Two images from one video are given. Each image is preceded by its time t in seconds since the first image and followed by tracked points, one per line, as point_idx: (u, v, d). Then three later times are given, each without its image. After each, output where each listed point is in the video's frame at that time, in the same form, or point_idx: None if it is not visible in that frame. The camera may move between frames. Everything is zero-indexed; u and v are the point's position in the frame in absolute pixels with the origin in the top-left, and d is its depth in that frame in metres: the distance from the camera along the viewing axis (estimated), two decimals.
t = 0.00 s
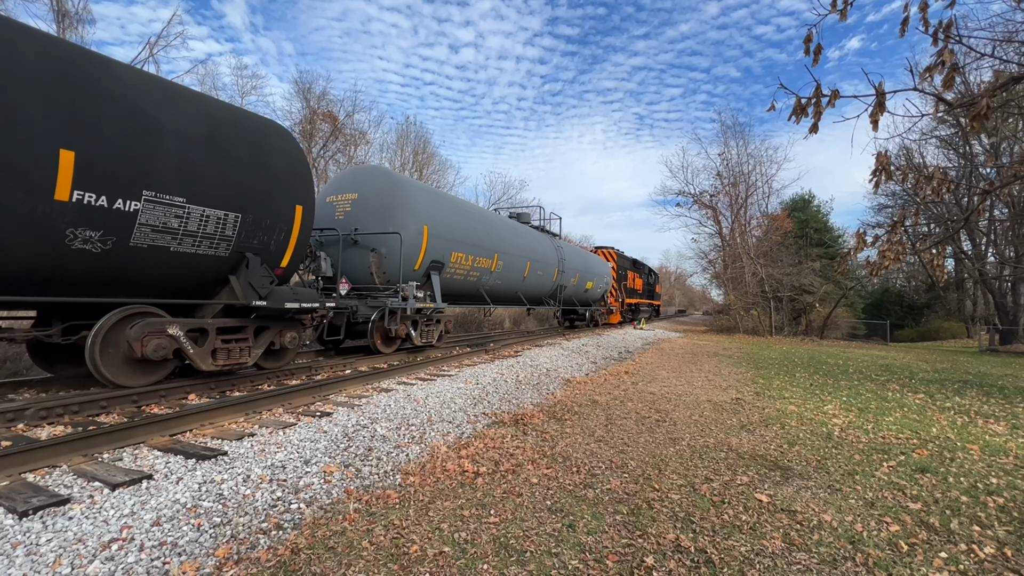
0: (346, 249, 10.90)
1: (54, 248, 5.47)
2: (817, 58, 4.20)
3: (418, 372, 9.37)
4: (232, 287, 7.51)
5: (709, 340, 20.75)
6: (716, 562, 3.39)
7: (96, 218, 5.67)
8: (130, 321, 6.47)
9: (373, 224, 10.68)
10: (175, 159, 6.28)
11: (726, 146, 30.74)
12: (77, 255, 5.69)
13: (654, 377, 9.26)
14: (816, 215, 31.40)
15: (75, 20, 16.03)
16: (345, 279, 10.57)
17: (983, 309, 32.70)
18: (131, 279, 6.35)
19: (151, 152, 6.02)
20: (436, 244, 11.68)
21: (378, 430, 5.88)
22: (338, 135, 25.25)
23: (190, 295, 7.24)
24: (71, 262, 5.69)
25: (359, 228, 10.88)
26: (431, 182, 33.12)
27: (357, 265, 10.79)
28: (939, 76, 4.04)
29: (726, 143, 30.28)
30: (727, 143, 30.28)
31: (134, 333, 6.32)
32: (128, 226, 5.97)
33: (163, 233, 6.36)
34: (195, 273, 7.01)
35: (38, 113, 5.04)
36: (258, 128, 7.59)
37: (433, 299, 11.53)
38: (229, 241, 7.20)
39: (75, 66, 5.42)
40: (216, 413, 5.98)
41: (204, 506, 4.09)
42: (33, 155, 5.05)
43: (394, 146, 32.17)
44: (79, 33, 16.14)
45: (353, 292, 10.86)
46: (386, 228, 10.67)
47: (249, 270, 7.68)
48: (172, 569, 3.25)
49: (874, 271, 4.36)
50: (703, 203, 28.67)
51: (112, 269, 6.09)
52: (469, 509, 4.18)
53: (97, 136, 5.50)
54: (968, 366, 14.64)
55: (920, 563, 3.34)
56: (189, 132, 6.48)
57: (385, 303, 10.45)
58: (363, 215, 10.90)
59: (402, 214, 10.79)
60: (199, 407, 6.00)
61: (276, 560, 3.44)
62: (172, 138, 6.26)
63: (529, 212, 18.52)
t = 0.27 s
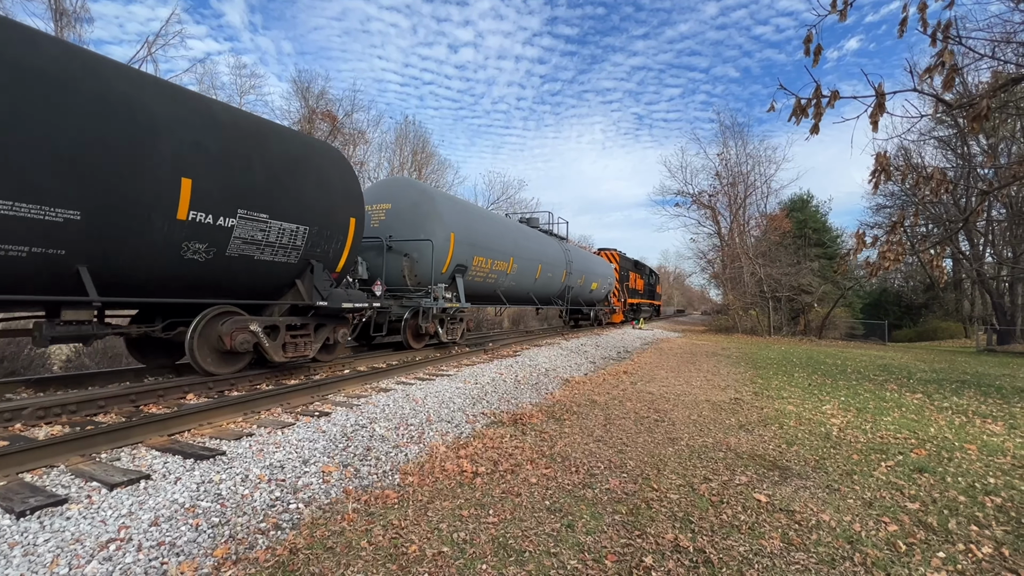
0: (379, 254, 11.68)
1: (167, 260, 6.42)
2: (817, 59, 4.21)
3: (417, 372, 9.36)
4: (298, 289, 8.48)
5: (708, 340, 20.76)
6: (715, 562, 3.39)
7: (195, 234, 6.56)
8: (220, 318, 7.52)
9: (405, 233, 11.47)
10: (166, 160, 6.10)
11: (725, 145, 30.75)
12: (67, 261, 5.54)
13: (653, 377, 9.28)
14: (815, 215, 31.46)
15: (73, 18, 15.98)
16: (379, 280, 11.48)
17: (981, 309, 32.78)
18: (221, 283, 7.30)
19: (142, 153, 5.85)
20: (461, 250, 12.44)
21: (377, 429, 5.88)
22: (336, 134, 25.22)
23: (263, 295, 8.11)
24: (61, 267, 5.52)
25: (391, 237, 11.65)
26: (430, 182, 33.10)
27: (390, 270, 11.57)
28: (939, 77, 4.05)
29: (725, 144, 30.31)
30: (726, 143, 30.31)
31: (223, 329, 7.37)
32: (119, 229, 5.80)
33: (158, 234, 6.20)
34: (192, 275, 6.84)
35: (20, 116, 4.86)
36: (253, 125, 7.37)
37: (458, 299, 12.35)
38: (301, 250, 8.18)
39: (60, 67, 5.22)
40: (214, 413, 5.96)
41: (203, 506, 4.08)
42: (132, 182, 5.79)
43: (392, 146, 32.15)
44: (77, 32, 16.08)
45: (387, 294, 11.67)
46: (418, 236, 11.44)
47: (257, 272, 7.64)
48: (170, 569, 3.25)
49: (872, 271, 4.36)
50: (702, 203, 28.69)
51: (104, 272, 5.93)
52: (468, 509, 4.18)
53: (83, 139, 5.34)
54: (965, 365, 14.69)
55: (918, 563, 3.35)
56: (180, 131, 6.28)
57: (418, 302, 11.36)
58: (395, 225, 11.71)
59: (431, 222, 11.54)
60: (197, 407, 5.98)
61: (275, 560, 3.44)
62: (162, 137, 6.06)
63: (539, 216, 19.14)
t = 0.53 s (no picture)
0: (408, 259, 12.84)
1: (249, 267, 7.53)
2: (815, 59, 4.21)
3: (415, 371, 9.34)
4: (347, 290, 9.52)
5: (706, 340, 20.79)
6: (713, 561, 3.40)
7: (271, 244, 7.61)
8: (284, 315, 8.58)
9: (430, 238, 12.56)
10: (162, 163, 6.08)
11: (722, 145, 30.80)
12: (52, 263, 5.47)
13: (651, 376, 9.29)
14: (812, 215, 31.53)
15: (70, 16, 15.93)
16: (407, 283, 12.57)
17: (977, 309, 32.89)
18: (289, 287, 8.43)
19: (159, 161, 6.04)
20: (480, 255, 13.52)
21: (375, 429, 5.87)
22: (334, 133, 25.20)
23: (316, 296, 9.15)
24: (107, 269, 5.97)
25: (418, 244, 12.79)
26: (428, 182, 33.07)
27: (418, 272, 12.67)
28: (938, 77, 4.06)
29: (723, 144, 30.36)
30: (724, 143, 30.36)
31: (287, 325, 8.41)
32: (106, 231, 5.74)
33: (149, 235, 6.15)
34: (184, 275, 6.81)
35: (46, 131, 5.04)
36: (252, 126, 7.33)
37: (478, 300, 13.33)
38: (352, 257, 9.32)
39: (55, 69, 5.16)
40: (212, 413, 5.94)
41: (200, 506, 4.08)
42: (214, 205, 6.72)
43: (391, 145, 32.13)
44: (74, 30, 16.03)
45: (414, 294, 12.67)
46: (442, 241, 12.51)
47: (260, 272, 7.73)
48: (167, 569, 3.24)
49: (870, 272, 4.37)
50: (699, 203, 28.74)
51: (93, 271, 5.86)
52: (466, 509, 4.18)
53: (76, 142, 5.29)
54: (962, 365, 14.73)
55: (916, 562, 3.36)
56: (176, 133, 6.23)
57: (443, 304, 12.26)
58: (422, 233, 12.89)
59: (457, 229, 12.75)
60: (194, 407, 5.96)
61: (272, 560, 3.43)
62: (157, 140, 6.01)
63: (547, 221, 19.81)
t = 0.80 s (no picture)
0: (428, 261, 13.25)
1: (309, 271, 8.45)
2: (813, 59, 4.22)
3: (413, 371, 9.32)
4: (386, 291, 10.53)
5: (703, 339, 20.83)
6: (711, 560, 3.40)
7: (328, 252, 8.60)
8: (333, 314, 9.56)
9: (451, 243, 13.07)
10: (244, 184, 7.01)
11: (720, 145, 30.84)
12: (106, 265, 5.88)
13: (649, 376, 9.30)
14: (809, 215, 31.63)
15: (66, 14, 15.86)
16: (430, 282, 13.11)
17: (973, 309, 33.02)
18: (341, 289, 9.46)
19: (242, 179, 6.97)
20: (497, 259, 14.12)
21: (372, 428, 5.86)
22: (332, 132, 25.18)
23: (359, 296, 10.13)
24: (207, 275, 7.02)
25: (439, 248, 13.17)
26: (426, 181, 33.06)
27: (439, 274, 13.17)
28: (936, 76, 4.07)
29: (721, 144, 30.42)
30: (721, 143, 30.42)
31: (334, 320, 9.43)
32: (90, 226, 5.56)
33: (237, 245, 7.15)
34: (260, 279, 7.82)
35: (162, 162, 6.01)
36: (248, 126, 7.18)
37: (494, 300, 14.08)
38: (392, 262, 10.26)
39: (161, 112, 6.04)
40: (208, 412, 5.92)
41: (197, 505, 4.06)
42: (285, 219, 7.67)
43: (388, 144, 32.08)
44: (70, 28, 15.98)
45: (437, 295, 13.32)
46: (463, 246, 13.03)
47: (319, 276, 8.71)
48: (163, 569, 3.23)
49: (867, 271, 4.39)
50: (697, 203, 28.79)
51: (81, 267, 5.71)
52: (464, 508, 4.18)
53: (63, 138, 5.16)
54: (959, 364, 14.79)
55: (912, 560, 3.37)
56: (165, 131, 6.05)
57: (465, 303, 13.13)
58: (443, 236, 13.33)
59: (481, 233, 13.45)
60: (191, 406, 5.94)
61: (269, 560, 3.42)
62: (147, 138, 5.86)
63: (553, 226, 20.22)
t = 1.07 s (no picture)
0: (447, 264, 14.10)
1: (355, 275, 9.47)
2: (809, 59, 4.23)
3: (410, 370, 9.30)
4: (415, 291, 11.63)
5: (700, 339, 20.86)
6: (707, 559, 3.41)
7: (370, 257, 9.63)
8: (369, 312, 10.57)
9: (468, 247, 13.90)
10: (304, 198, 8.01)
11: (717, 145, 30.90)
12: (202, 272, 6.84)
13: (646, 375, 9.32)
14: (805, 215, 31.75)
15: (60, 11, 15.78)
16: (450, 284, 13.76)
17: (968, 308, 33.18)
18: (379, 290, 10.48)
19: (303, 193, 7.98)
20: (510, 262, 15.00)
21: (369, 428, 5.86)
22: (329, 131, 25.13)
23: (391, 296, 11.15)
24: (275, 279, 8.00)
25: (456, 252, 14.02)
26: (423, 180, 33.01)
27: (456, 277, 14.01)
28: (931, 77, 4.09)
29: (717, 144, 30.49)
30: (718, 143, 30.49)
31: (371, 317, 10.53)
32: (194, 239, 6.51)
33: (301, 253, 8.14)
34: (315, 283, 8.81)
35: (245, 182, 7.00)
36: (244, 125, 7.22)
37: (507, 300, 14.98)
38: (421, 265, 11.30)
39: (239, 139, 7.02)
40: (205, 412, 5.90)
41: (192, 505, 4.05)
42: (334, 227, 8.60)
43: (385, 143, 32.01)
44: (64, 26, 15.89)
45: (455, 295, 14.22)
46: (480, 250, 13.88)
47: (361, 278, 9.72)
48: (159, 569, 3.21)
49: (863, 271, 4.40)
50: (694, 202, 28.85)
51: (186, 274, 6.65)
52: (461, 507, 4.18)
53: (132, 152, 5.65)
54: (953, 363, 14.86)
55: (906, 558, 3.39)
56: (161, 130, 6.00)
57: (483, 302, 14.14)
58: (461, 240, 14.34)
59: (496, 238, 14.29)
60: (187, 405, 5.93)
61: (265, 559, 3.41)
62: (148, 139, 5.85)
63: (561, 228, 20.44)
